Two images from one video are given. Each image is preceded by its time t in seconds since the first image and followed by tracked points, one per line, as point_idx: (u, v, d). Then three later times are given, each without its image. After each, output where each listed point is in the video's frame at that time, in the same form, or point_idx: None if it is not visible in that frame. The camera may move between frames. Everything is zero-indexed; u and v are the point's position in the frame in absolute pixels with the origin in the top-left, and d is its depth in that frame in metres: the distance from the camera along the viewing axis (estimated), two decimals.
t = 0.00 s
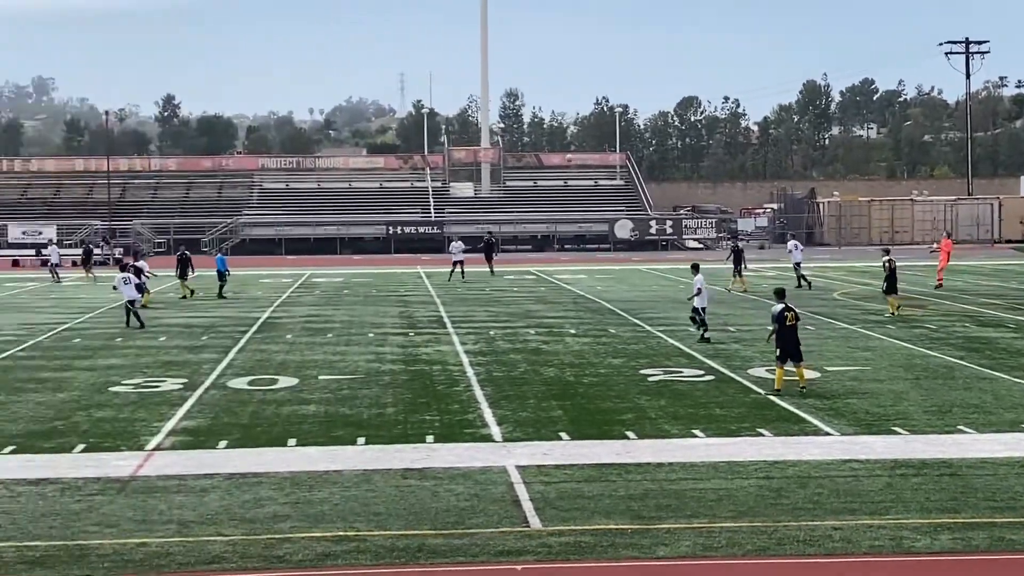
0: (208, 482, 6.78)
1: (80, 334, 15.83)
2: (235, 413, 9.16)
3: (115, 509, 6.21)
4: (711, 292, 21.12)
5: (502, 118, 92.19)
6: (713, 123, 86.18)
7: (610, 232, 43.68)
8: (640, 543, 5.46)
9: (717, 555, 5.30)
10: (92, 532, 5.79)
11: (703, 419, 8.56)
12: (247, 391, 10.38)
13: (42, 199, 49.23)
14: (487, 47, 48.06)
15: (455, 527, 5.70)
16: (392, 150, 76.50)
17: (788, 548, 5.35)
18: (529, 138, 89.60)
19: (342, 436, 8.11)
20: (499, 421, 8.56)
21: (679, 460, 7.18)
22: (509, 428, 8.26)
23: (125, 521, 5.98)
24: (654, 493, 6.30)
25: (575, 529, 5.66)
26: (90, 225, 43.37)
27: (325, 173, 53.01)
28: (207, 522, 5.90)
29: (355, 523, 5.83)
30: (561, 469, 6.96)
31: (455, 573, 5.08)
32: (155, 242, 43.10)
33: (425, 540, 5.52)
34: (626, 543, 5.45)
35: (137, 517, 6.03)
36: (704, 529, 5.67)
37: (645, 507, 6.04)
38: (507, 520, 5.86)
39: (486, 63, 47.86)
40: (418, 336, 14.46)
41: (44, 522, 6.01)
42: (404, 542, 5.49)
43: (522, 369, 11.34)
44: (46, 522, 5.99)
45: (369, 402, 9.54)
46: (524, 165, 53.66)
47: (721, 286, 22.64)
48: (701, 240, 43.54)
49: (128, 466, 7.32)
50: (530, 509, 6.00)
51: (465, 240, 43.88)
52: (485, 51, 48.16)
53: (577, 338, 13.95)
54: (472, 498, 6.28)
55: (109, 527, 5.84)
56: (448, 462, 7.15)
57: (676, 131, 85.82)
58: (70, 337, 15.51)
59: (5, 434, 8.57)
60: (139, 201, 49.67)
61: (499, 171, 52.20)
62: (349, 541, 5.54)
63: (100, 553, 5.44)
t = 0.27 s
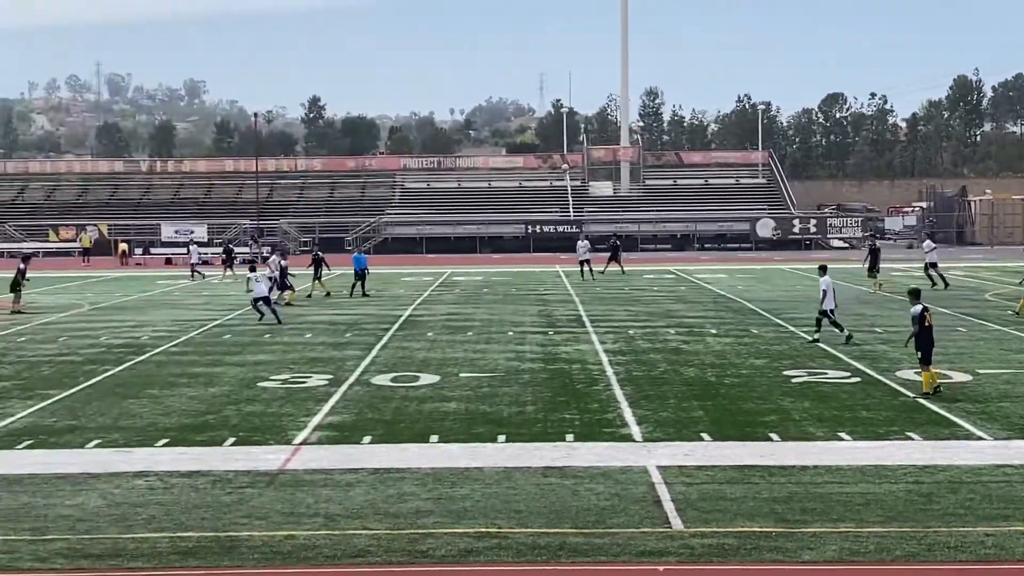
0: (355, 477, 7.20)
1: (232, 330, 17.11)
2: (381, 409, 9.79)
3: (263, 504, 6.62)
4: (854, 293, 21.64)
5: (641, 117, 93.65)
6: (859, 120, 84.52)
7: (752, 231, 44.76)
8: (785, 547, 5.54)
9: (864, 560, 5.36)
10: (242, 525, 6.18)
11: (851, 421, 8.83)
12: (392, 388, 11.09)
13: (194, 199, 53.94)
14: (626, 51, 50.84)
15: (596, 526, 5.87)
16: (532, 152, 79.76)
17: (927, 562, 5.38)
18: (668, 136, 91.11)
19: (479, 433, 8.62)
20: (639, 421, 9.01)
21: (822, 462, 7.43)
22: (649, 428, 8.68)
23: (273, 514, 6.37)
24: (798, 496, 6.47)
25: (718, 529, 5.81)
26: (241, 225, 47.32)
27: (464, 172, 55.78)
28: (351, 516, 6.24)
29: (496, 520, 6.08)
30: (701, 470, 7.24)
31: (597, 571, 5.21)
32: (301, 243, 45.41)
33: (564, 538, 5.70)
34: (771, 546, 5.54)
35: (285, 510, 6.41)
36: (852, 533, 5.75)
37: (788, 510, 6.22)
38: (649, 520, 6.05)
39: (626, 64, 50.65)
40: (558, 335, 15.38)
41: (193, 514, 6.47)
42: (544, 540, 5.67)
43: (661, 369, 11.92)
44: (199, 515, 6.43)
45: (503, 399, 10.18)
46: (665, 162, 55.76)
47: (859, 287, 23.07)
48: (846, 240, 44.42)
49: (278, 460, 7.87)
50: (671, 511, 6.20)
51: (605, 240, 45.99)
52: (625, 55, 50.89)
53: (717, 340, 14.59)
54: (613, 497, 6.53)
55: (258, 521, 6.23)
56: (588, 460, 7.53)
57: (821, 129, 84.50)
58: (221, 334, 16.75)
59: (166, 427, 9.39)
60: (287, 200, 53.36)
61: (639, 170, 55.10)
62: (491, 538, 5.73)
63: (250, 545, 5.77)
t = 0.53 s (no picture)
0: (495, 473, 9.12)
1: (372, 327, 21.50)
2: (523, 406, 12.24)
3: (405, 498, 8.45)
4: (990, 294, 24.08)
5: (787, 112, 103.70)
6: (1011, 117, 86.74)
7: (903, 229, 50.29)
8: (936, 551, 6.75)
9: (1010, 564, 6.51)
10: (388, 518, 7.90)
11: (1000, 425, 10.51)
12: (531, 383, 13.96)
13: (338, 198, 64.45)
14: (771, 63, 58.77)
15: (742, 527, 7.32)
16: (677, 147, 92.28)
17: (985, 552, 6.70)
18: (817, 132, 100.92)
19: (625, 431, 10.74)
20: (785, 421, 10.95)
21: (974, 466, 8.94)
22: (795, 429, 10.57)
23: (417, 507, 8.12)
24: (949, 501, 7.84)
25: (867, 533, 7.15)
26: (382, 223, 56.30)
27: (604, 170, 64.95)
28: (492, 513, 7.92)
29: (642, 519, 7.63)
30: (851, 473, 8.83)
31: (752, 571, 6.49)
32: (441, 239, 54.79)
33: (711, 539, 7.09)
34: (921, 551, 6.76)
35: (427, 505, 8.16)
36: (1000, 538, 6.98)
37: (938, 514, 7.59)
38: (801, 523, 7.46)
39: (769, 73, 58.38)
40: (704, 335, 18.44)
41: (338, 507, 8.27)
42: (693, 541, 7.06)
43: (806, 370, 14.21)
44: (344, 507, 8.22)
45: (647, 399, 12.50)
46: (812, 159, 63.82)
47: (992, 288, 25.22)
48: (997, 237, 49.20)
49: (420, 454, 9.98)
50: (822, 514, 7.64)
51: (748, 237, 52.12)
52: (771, 66, 58.86)
53: (865, 340, 17.14)
54: (763, 499, 8.10)
55: (403, 515, 7.94)
56: (735, 460, 9.33)
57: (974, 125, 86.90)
58: (359, 329, 21.28)
59: (310, 420, 12.09)
60: (428, 198, 63.49)
61: (784, 168, 63.42)
62: (636, 536, 7.19)
63: (393, 539, 7.34)
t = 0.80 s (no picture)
0: (628, 471, 10.48)
1: (501, 323, 22.63)
2: (657, 405, 13.61)
3: (536, 495, 9.75)
4: None
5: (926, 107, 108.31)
6: None
7: None
8: None
9: None
10: (517, 514, 9.15)
11: None
12: (664, 381, 15.31)
13: (471, 195, 65.64)
14: (913, 62, 57.85)
15: (880, 529, 8.37)
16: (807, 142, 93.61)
17: None
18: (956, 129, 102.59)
19: (762, 431, 11.98)
20: (924, 423, 12.00)
21: None
22: (934, 430, 11.65)
23: (547, 505, 9.41)
24: None
25: (1001, 535, 8.08)
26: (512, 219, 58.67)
27: (739, 166, 66.75)
28: (624, 512, 9.18)
29: (776, 520, 8.77)
30: (987, 474, 9.82)
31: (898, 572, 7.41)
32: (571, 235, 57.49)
33: (850, 541, 8.11)
34: None
35: (559, 503, 9.47)
36: None
37: None
38: (937, 524, 8.45)
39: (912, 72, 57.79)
40: (840, 333, 19.68)
41: (469, 503, 9.53)
42: (836, 543, 8.09)
43: (945, 370, 15.30)
44: (474, 503, 9.49)
45: (783, 398, 13.76)
46: (953, 155, 65.25)
47: None
48: None
49: (551, 451, 11.36)
50: (957, 516, 8.63)
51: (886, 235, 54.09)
52: (912, 65, 57.87)
53: (1002, 339, 18.18)
54: (901, 500, 9.15)
55: (533, 512, 9.20)
56: (876, 460, 10.48)
57: None
58: (490, 324, 22.47)
59: (441, 416, 13.22)
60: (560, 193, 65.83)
61: (921, 163, 62.78)
62: (771, 537, 8.31)
63: (524, 536, 8.56)
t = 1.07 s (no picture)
0: (743, 470, 10.38)
1: (614, 319, 22.58)
2: (773, 403, 13.43)
3: (650, 492, 9.74)
4: None
5: None
6: None
7: None
8: None
9: None
10: (630, 511, 9.15)
11: None
12: (780, 379, 15.08)
13: (583, 189, 65.82)
14: None
15: (1000, 532, 8.19)
16: (928, 137, 91.59)
17: None
18: None
19: (880, 430, 11.73)
20: None
21: None
22: None
23: (661, 502, 9.39)
24: None
25: None
26: (626, 215, 58.44)
27: (856, 160, 65.69)
28: (738, 510, 9.11)
29: (895, 520, 8.60)
30: None
31: None
32: (686, 231, 57.12)
33: (967, 543, 7.97)
34: None
35: (672, 501, 9.43)
36: None
37: None
38: None
39: None
40: (960, 331, 19.13)
41: (582, 499, 9.56)
42: (954, 544, 7.94)
43: None
44: (587, 499, 9.52)
45: (900, 397, 13.44)
46: None
47: None
48: None
49: (665, 448, 11.31)
50: None
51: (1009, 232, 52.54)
52: None
53: None
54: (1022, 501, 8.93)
55: (647, 509, 9.19)
56: (996, 461, 10.21)
57: None
58: (602, 320, 22.47)
59: (554, 411, 13.26)
60: (674, 188, 65.37)
61: None
62: (889, 537, 8.17)
63: (637, 532, 8.55)
